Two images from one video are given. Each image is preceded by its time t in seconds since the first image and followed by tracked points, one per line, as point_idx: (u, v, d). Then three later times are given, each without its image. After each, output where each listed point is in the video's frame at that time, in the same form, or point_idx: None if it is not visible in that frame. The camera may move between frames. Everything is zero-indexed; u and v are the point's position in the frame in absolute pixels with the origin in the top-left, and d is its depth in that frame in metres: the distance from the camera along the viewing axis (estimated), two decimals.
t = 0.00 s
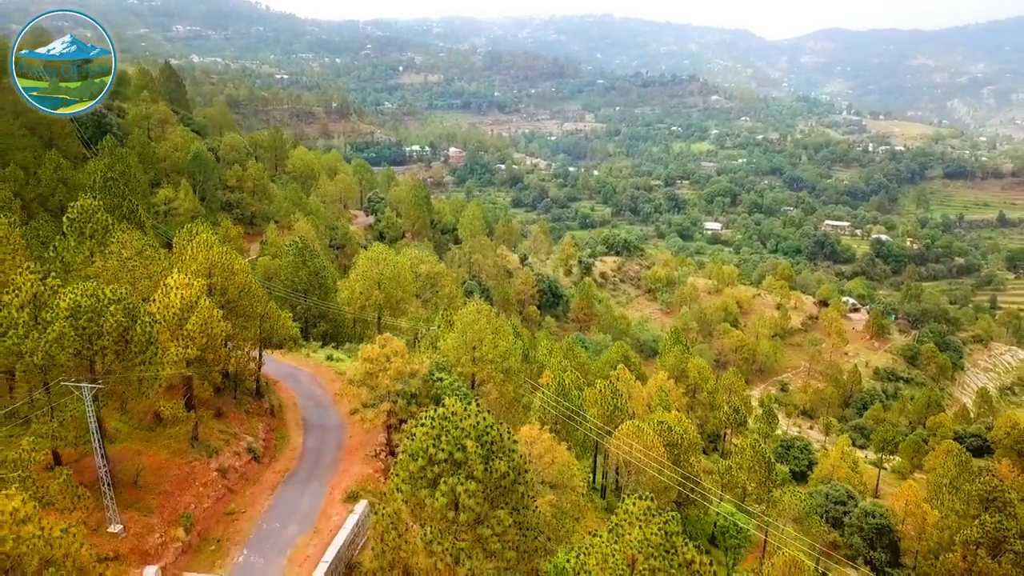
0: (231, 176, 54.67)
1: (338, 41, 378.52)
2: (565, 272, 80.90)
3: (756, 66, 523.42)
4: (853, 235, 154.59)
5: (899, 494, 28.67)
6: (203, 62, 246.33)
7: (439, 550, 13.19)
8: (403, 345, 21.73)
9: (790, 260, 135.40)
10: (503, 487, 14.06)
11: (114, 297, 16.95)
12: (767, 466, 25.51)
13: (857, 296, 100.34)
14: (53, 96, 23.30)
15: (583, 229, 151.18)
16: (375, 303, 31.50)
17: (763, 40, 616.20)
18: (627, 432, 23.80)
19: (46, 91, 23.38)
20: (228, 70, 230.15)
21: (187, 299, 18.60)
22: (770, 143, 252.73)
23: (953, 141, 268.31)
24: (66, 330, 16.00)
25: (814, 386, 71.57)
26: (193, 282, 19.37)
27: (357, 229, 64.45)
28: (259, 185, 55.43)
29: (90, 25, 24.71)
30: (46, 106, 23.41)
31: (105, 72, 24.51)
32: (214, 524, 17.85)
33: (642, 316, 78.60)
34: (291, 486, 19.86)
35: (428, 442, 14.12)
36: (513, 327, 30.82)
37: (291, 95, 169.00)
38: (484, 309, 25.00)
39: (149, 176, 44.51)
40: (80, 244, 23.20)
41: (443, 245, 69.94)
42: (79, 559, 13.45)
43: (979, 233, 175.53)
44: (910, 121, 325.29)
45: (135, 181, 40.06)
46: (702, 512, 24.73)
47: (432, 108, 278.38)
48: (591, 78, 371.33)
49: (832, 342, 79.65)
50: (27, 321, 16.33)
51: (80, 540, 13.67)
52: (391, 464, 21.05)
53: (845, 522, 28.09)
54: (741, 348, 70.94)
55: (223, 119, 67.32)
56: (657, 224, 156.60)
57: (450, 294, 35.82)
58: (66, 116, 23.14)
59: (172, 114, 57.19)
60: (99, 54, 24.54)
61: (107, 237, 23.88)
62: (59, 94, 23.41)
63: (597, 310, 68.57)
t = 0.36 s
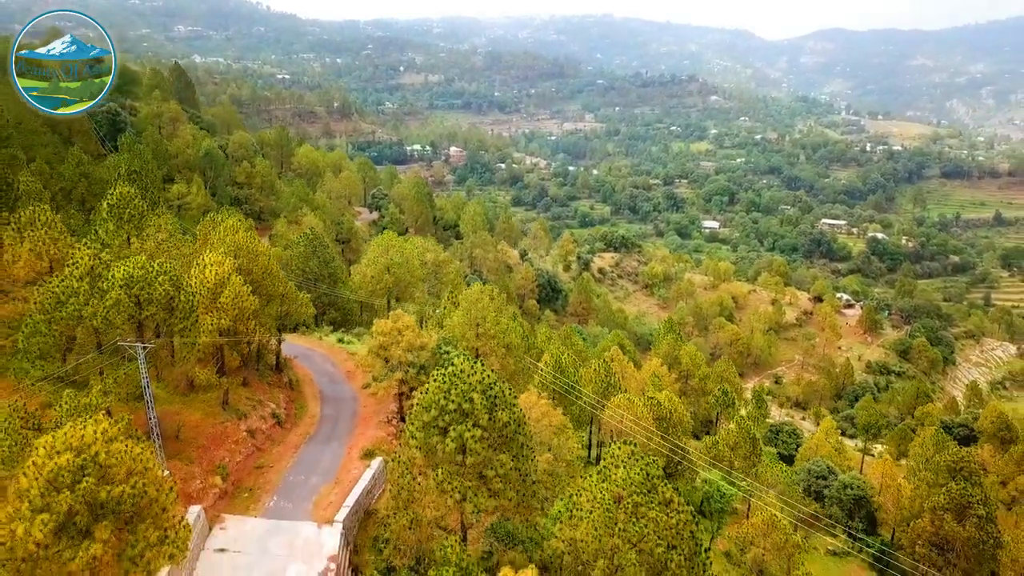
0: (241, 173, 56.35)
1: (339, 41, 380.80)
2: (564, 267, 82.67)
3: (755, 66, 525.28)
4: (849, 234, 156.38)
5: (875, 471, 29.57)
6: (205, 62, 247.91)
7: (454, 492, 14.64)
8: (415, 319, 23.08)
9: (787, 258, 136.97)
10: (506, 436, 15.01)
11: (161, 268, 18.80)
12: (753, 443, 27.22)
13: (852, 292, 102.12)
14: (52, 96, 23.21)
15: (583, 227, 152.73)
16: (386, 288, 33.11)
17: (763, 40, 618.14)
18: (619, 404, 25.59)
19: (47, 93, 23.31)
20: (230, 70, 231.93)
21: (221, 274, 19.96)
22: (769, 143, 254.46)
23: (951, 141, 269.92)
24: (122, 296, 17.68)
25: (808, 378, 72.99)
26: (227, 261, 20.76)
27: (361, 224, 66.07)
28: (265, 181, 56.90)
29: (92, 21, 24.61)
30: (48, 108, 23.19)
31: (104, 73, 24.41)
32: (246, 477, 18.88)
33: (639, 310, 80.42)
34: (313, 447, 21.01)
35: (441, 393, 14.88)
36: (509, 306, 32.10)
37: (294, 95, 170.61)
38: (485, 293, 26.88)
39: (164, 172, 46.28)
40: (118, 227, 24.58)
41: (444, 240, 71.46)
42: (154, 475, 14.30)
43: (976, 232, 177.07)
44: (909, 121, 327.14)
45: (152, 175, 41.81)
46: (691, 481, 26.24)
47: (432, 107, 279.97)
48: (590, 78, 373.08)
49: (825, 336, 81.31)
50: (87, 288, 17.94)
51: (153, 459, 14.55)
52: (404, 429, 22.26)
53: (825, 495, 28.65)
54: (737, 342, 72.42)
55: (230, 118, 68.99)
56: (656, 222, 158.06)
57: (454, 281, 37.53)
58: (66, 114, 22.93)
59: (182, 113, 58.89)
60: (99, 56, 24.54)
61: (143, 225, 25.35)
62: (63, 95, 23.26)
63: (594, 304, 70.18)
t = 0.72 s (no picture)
0: (249, 170, 57.85)
1: (340, 40, 383.01)
2: (563, 263, 84.27)
3: (755, 66, 527.57)
4: (846, 232, 157.98)
5: (856, 449, 31.63)
6: (207, 62, 249.67)
7: (465, 444, 16.28)
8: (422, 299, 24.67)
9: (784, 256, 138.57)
10: (511, 397, 16.66)
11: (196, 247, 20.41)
12: (739, 421, 29.06)
13: (847, 289, 103.81)
14: (52, 96, 20.23)
15: (582, 225, 154.34)
16: (395, 275, 34.68)
17: (762, 40, 620.30)
18: (613, 382, 27.13)
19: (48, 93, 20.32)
20: (232, 70, 233.69)
21: (248, 254, 21.49)
22: (767, 143, 256.08)
23: (949, 141, 271.43)
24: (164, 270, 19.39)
25: (801, 370, 74.40)
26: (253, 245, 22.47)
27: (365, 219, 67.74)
28: (273, 178, 58.34)
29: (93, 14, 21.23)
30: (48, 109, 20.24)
31: (110, 70, 21.11)
32: (271, 436, 20.46)
33: (637, 305, 82.10)
34: (330, 413, 22.60)
35: (451, 357, 16.58)
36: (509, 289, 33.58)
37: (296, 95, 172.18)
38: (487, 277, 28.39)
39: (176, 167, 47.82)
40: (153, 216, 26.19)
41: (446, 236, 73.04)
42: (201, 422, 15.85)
43: (972, 231, 178.59)
44: (907, 121, 328.89)
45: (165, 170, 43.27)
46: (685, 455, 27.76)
47: (433, 107, 281.57)
48: (590, 78, 374.55)
49: (819, 331, 82.76)
50: (134, 262, 19.62)
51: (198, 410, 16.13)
52: (413, 400, 23.85)
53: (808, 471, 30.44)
54: (732, 336, 73.88)
55: (237, 116, 70.54)
56: (654, 221, 159.60)
57: (459, 270, 39.09)
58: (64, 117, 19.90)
59: (192, 111, 60.44)
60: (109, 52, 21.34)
61: (173, 214, 26.91)
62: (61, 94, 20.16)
63: (592, 298, 71.65)
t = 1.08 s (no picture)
0: (256, 166, 59.49)
1: (341, 41, 384.51)
2: (561, 259, 85.91)
3: (754, 67, 529.09)
4: (842, 230, 159.59)
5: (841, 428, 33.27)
6: (209, 62, 251.41)
7: (471, 407, 17.99)
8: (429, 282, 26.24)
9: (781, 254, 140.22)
10: (512, 364, 18.30)
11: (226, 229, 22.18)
12: (728, 401, 30.85)
13: (842, 286, 105.44)
14: (52, 96, 21.74)
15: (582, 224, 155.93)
16: (403, 261, 36.26)
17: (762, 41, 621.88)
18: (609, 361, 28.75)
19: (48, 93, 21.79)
20: (233, 70, 234.98)
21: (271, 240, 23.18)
22: (766, 142, 257.65)
23: (947, 141, 272.80)
24: (199, 252, 21.15)
25: (795, 364, 75.81)
26: (274, 232, 24.33)
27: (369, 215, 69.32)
28: (279, 175, 59.98)
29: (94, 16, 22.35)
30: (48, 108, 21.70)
31: (112, 70, 22.47)
32: (293, 404, 22.25)
33: (635, 300, 83.68)
34: (345, 385, 24.34)
35: (458, 329, 18.15)
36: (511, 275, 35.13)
37: (297, 95, 173.60)
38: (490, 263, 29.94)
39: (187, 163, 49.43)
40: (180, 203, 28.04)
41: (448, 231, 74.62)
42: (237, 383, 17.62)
43: (968, 230, 179.95)
44: (906, 121, 330.37)
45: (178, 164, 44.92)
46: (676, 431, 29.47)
47: (433, 107, 282.97)
48: (590, 78, 375.82)
49: (814, 326, 84.31)
50: (169, 243, 21.39)
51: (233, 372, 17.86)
52: (422, 374, 25.52)
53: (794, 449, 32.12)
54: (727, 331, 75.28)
55: (244, 115, 72.25)
56: (653, 219, 161.15)
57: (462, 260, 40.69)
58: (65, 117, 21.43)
59: (200, 109, 62.07)
60: (109, 52, 22.58)
61: (199, 203, 28.65)
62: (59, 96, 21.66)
63: (591, 292, 73.17)
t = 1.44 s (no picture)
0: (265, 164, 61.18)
1: (341, 41, 386.15)
2: (560, 254, 87.59)
3: (754, 67, 531.10)
4: (839, 229, 161.34)
5: (824, 410, 34.98)
6: (211, 62, 253.36)
7: (475, 376, 19.82)
8: (435, 269, 27.96)
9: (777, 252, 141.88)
10: (514, 338, 20.02)
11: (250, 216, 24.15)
12: (716, 383, 32.60)
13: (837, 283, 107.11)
14: (53, 96, 21.84)
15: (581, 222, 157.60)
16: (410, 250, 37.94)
17: (761, 41, 623.52)
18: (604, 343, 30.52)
19: (49, 92, 21.93)
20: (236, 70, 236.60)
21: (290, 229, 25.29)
22: (764, 142, 259.35)
23: (945, 141, 274.17)
24: (227, 236, 23.09)
25: (788, 357, 77.30)
26: (293, 220, 26.16)
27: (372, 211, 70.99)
28: (284, 172, 61.62)
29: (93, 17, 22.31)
30: (48, 108, 21.85)
31: (111, 71, 22.42)
32: (311, 377, 24.00)
33: (632, 295, 85.34)
34: (358, 363, 26.04)
35: (464, 306, 19.91)
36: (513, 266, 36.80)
37: (299, 94, 175.24)
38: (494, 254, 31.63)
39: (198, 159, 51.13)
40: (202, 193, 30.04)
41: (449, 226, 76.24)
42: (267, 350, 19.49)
43: (965, 229, 181.41)
44: (904, 121, 331.88)
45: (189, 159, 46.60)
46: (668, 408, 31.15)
47: (433, 106, 284.79)
48: (590, 78, 377.72)
49: (807, 321, 85.94)
50: (200, 229, 23.24)
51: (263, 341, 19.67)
52: (428, 355, 27.27)
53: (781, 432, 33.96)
54: (722, 325, 76.78)
55: (251, 113, 73.97)
56: (651, 218, 162.92)
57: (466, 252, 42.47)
58: (65, 116, 21.49)
59: (209, 108, 63.75)
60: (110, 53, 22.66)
61: (221, 194, 30.64)
62: (61, 95, 21.76)
63: (589, 287, 74.73)
